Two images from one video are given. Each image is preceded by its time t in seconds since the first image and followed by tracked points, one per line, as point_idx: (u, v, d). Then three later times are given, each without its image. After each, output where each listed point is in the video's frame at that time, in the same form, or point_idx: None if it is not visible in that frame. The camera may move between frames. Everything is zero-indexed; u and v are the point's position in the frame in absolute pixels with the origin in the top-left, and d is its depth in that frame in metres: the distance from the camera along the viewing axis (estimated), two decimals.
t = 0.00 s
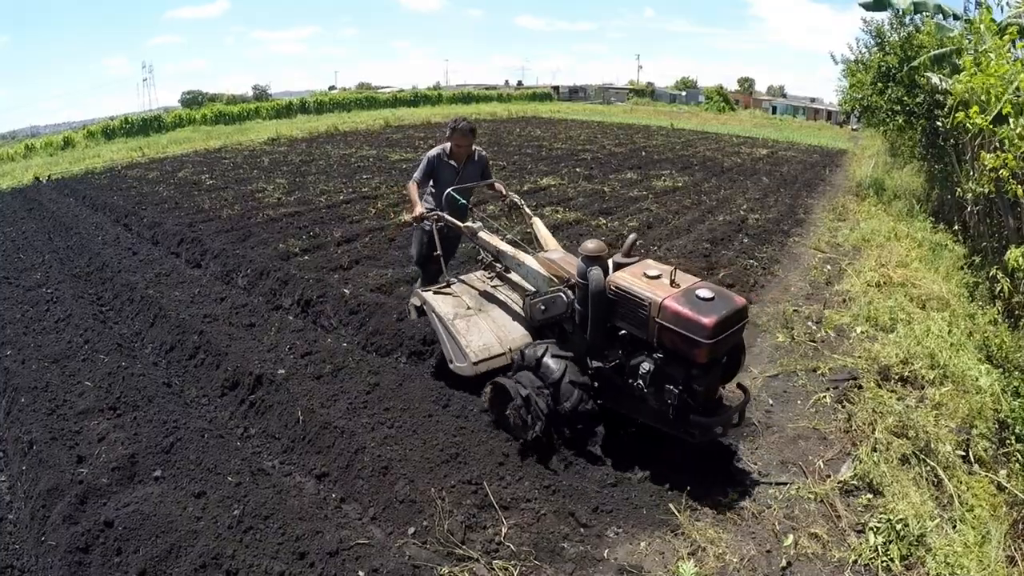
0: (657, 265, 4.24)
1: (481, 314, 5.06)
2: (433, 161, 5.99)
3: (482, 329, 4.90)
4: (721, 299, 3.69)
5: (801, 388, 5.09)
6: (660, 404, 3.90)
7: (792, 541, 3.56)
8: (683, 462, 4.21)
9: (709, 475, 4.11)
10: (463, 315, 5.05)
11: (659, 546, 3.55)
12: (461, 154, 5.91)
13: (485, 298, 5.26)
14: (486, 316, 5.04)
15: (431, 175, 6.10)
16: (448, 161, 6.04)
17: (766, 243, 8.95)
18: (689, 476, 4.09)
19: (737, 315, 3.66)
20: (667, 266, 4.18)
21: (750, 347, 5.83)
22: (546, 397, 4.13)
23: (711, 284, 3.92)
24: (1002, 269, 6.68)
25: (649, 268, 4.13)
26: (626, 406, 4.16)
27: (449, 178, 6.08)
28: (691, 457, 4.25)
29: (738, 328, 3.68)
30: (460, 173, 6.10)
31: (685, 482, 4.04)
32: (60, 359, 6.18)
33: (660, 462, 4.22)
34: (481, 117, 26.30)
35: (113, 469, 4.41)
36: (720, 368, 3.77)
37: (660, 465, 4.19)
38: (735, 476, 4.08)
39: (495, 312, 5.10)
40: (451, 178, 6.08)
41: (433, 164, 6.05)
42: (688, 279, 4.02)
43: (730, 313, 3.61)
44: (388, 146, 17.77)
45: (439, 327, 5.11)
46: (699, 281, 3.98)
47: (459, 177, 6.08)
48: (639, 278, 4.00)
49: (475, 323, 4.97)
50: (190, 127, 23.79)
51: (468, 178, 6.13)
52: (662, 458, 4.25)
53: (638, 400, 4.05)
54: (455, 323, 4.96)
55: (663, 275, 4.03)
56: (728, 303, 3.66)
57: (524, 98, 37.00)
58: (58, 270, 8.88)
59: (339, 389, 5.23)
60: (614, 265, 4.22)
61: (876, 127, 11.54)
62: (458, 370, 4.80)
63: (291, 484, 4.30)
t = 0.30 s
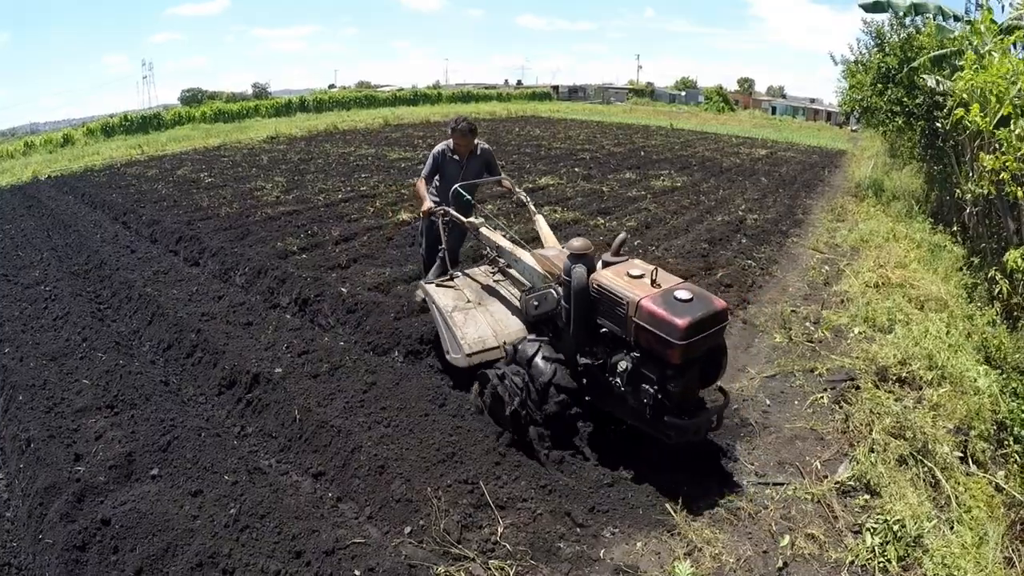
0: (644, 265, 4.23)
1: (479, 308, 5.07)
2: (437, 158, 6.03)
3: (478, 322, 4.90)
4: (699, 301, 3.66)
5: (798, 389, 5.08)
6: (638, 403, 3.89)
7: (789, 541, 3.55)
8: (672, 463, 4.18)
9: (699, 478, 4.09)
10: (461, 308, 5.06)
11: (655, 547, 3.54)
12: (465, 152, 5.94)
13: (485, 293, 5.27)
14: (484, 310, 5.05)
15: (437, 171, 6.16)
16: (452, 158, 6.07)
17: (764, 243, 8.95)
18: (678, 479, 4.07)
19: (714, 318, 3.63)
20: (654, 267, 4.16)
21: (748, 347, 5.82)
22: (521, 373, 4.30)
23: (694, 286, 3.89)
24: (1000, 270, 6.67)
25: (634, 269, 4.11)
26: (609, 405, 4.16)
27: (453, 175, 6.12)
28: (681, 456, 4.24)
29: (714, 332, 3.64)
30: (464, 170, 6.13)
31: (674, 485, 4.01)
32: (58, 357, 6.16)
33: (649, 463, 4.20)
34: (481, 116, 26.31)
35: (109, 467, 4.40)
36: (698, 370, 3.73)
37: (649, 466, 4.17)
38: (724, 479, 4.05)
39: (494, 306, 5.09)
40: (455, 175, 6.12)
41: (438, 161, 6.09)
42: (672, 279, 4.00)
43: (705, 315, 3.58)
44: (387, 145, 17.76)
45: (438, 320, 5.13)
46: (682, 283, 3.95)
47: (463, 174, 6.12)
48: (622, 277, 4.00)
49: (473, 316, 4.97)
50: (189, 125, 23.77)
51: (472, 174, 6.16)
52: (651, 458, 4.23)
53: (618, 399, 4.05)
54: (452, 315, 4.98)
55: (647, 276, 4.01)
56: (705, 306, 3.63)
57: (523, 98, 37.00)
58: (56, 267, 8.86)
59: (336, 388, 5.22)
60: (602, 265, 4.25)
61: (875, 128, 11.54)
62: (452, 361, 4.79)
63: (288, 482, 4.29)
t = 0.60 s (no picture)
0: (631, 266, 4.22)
1: (479, 301, 5.09)
2: (443, 150, 6.08)
3: (475, 315, 4.92)
4: (675, 303, 3.64)
5: (796, 389, 5.06)
6: (615, 401, 3.91)
7: (784, 542, 3.54)
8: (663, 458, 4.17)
9: (688, 476, 4.07)
10: (460, 301, 5.08)
11: (650, 547, 3.53)
12: (471, 143, 5.93)
13: (486, 286, 5.28)
14: (483, 303, 5.06)
15: (444, 165, 6.19)
16: (459, 151, 6.08)
17: (763, 243, 8.94)
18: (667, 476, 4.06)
19: (689, 320, 3.60)
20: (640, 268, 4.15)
21: (746, 347, 5.80)
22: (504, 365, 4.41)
23: (676, 288, 3.86)
24: (998, 272, 6.67)
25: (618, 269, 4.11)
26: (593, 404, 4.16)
27: (459, 168, 6.13)
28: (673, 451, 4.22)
29: (690, 334, 3.61)
30: (471, 162, 6.11)
31: (660, 483, 4.00)
32: (54, 354, 6.14)
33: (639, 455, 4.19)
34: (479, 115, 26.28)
35: (105, 464, 4.38)
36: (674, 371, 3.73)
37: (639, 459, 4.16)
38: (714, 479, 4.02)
39: (493, 299, 5.10)
40: (461, 167, 6.13)
41: (447, 153, 6.14)
42: (654, 279, 3.99)
43: (679, 316, 3.56)
44: (386, 143, 17.73)
45: (438, 312, 5.16)
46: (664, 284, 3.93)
47: (469, 167, 6.10)
48: (603, 276, 4.01)
49: (471, 309, 4.99)
50: (188, 122, 23.72)
51: (480, 167, 6.12)
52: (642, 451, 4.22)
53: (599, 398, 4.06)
54: (451, 308, 5.01)
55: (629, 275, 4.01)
56: (681, 307, 3.60)
57: (523, 97, 36.99)
58: (54, 264, 8.84)
59: (332, 387, 5.20)
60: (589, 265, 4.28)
61: (874, 129, 11.53)
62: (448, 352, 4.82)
63: (284, 480, 4.27)
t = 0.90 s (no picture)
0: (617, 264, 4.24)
1: (479, 295, 5.08)
2: (459, 147, 6.10)
3: (474, 308, 4.90)
4: (648, 302, 3.66)
5: (793, 389, 5.05)
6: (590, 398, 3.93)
7: (780, 542, 3.53)
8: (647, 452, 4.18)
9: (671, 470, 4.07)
10: (461, 294, 5.07)
11: (646, 546, 3.51)
12: (486, 138, 5.92)
13: (488, 281, 5.27)
14: (483, 297, 5.05)
15: (461, 161, 6.20)
16: (475, 146, 6.09)
17: (761, 243, 8.93)
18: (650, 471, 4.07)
19: (661, 320, 3.62)
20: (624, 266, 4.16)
21: (744, 347, 5.79)
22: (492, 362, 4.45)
23: (654, 288, 3.88)
24: (997, 273, 6.66)
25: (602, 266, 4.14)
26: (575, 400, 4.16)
27: (476, 164, 6.13)
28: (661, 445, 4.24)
29: (661, 334, 3.62)
30: (487, 157, 6.10)
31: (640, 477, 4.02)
32: (51, 350, 6.12)
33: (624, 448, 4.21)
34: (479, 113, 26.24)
35: (100, 461, 4.36)
36: (649, 371, 3.74)
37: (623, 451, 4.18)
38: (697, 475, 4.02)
39: (493, 294, 5.09)
40: (478, 163, 6.12)
41: (463, 149, 6.16)
42: (635, 278, 4.01)
43: (650, 315, 3.58)
44: (385, 141, 17.70)
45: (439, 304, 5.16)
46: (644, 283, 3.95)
47: (486, 162, 6.09)
48: (584, 273, 4.05)
49: (470, 302, 4.98)
50: (187, 119, 23.67)
51: (496, 162, 6.10)
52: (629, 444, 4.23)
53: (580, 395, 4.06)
54: (450, 300, 5.00)
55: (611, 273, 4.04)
56: (653, 307, 3.62)
57: (522, 95, 36.96)
58: (51, 260, 8.81)
59: (329, 384, 5.19)
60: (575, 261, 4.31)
61: (873, 129, 11.52)
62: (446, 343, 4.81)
63: (279, 478, 4.25)
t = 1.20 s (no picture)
0: (602, 262, 4.29)
1: (479, 287, 5.11)
2: (471, 142, 6.09)
3: (473, 300, 4.94)
4: (620, 302, 3.71)
5: (791, 389, 5.02)
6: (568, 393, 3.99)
7: (778, 543, 3.51)
8: (627, 450, 4.18)
9: (651, 468, 4.07)
10: (461, 286, 5.11)
11: (642, 546, 3.49)
12: (496, 129, 5.90)
13: (490, 274, 5.29)
14: (483, 289, 5.07)
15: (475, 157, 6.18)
16: (485, 139, 6.05)
17: (759, 242, 8.92)
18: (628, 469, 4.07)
19: (631, 320, 3.67)
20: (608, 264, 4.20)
21: (741, 346, 5.77)
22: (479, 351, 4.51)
23: (632, 286, 3.91)
24: (994, 274, 6.65)
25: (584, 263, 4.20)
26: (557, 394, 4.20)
27: (487, 157, 6.06)
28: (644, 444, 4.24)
29: (632, 333, 3.67)
30: (497, 150, 6.04)
31: (618, 474, 4.02)
32: (47, 347, 6.09)
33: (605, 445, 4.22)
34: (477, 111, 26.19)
35: (95, 459, 4.33)
36: (624, 369, 3.77)
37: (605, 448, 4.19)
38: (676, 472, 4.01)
39: (494, 286, 5.11)
40: (489, 155, 6.06)
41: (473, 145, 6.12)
42: (615, 276, 4.05)
43: (619, 315, 3.64)
44: (383, 139, 17.66)
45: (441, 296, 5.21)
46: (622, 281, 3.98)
47: (497, 153, 6.02)
48: (565, 269, 4.11)
49: (470, 295, 5.01)
50: (184, 116, 23.60)
51: (507, 153, 6.04)
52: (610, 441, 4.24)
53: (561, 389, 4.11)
54: (450, 292, 5.04)
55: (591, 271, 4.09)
56: (624, 306, 3.67)
57: (522, 94, 36.92)
58: (48, 257, 8.77)
59: (325, 382, 5.16)
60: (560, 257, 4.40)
61: (872, 129, 11.51)
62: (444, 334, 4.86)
63: (274, 476, 4.23)
